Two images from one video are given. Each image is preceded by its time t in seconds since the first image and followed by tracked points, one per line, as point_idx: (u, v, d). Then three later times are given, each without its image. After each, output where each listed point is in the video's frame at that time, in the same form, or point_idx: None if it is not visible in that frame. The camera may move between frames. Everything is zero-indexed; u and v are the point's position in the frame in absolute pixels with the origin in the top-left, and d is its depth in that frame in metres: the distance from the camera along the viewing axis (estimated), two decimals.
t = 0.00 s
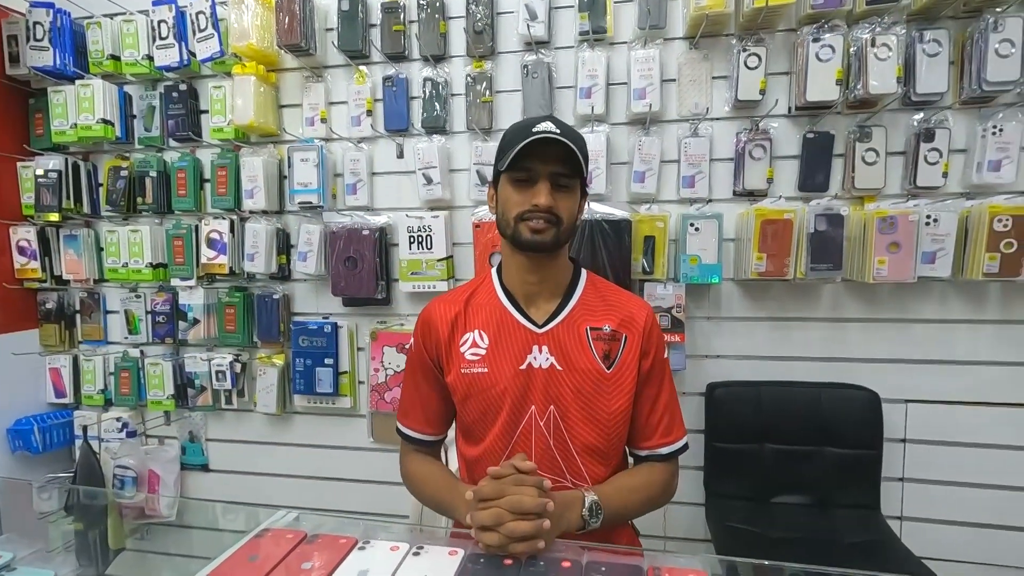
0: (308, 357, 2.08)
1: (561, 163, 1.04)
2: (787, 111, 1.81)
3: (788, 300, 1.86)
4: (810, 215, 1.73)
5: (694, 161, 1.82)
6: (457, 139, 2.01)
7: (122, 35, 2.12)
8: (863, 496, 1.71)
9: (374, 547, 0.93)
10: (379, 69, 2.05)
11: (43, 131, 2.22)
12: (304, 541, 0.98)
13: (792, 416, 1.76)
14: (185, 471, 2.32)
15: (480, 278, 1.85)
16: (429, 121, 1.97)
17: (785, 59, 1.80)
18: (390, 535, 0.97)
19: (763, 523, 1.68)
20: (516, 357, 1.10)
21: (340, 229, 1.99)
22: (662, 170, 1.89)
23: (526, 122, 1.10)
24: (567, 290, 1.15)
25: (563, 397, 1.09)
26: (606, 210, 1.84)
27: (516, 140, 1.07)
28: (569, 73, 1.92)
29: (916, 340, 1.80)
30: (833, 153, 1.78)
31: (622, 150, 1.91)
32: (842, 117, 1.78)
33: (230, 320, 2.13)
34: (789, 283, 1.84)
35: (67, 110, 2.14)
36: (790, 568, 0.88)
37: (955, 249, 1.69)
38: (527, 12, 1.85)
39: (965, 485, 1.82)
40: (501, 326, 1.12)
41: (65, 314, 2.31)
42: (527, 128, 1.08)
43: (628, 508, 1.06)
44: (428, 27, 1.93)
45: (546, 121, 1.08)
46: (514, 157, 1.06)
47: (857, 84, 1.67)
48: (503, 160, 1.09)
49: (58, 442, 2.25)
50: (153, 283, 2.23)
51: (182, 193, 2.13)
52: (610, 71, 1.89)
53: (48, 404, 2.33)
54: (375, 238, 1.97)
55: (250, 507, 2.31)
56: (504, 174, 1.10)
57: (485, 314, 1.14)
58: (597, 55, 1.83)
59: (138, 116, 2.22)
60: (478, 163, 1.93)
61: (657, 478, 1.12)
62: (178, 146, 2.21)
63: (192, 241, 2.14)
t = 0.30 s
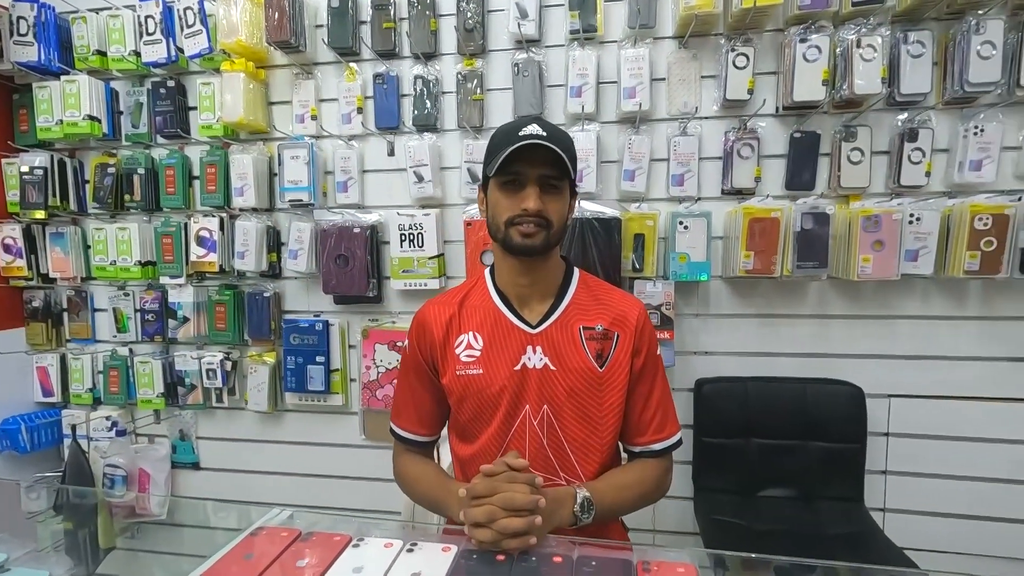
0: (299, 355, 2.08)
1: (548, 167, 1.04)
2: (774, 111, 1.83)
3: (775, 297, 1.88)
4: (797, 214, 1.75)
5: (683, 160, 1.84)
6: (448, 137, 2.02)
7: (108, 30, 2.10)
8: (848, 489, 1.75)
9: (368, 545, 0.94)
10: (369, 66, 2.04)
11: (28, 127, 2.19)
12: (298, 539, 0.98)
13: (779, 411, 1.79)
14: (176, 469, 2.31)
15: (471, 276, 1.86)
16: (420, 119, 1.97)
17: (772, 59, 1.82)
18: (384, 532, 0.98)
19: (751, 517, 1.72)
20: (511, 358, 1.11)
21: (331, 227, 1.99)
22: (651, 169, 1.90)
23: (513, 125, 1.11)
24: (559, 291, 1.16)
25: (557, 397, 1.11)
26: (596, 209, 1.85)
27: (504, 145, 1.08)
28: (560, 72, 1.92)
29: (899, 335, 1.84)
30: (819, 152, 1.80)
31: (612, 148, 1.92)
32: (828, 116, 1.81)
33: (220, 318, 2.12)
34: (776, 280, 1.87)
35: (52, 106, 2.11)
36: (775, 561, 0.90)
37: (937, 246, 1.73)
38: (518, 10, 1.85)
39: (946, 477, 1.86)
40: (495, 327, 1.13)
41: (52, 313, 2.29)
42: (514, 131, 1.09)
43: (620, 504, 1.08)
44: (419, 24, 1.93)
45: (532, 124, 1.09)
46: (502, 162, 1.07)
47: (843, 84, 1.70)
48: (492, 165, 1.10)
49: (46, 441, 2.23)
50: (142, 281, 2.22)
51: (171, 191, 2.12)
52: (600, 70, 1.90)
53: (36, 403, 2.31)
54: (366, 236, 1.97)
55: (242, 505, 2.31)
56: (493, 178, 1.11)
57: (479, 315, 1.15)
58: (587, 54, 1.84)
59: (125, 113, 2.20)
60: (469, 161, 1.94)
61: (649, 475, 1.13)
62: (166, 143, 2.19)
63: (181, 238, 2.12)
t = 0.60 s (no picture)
0: (288, 351, 2.08)
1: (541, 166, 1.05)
2: (759, 109, 1.85)
3: (759, 293, 1.91)
4: (781, 211, 1.78)
5: (670, 158, 1.86)
6: (437, 134, 2.02)
7: (92, 24, 2.08)
8: (829, 481, 1.79)
9: (356, 540, 0.95)
10: (357, 62, 2.04)
11: (11, 123, 2.16)
12: (287, 535, 0.99)
13: (762, 405, 1.83)
14: (165, 466, 2.31)
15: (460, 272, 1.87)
16: (408, 116, 1.97)
17: (757, 58, 1.84)
18: (373, 527, 0.99)
19: (735, 509, 1.75)
20: (502, 353, 1.13)
21: (320, 224, 1.99)
22: (638, 166, 1.92)
23: (508, 124, 1.12)
24: (552, 287, 1.18)
25: (547, 391, 1.12)
26: (584, 206, 1.87)
27: (499, 144, 1.09)
28: (548, 69, 1.93)
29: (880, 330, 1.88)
30: (803, 150, 1.83)
31: (599, 146, 1.93)
32: (812, 115, 1.83)
33: (209, 315, 2.11)
34: (760, 277, 1.90)
35: (35, 101, 2.09)
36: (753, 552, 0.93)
37: (916, 243, 1.76)
38: (506, 8, 1.86)
39: (924, 468, 1.91)
40: (487, 322, 1.15)
41: (37, 310, 2.28)
42: (509, 130, 1.10)
43: (607, 500, 1.10)
44: (407, 21, 1.93)
45: (527, 123, 1.10)
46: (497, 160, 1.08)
47: (826, 83, 1.72)
48: (488, 163, 1.10)
49: (33, 439, 2.22)
50: (129, 278, 2.21)
51: (157, 187, 2.11)
52: (588, 68, 1.91)
53: (22, 401, 2.30)
54: (355, 232, 1.98)
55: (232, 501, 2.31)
56: (488, 176, 1.12)
57: (472, 310, 1.17)
58: (575, 52, 1.85)
59: (110, 108, 2.18)
60: (458, 158, 1.94)
61: (638, 470, 1.15)
62: (152, 138, 2.18)
63: (168, 235, 2.11)
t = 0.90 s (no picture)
0: (278, 347, 2.08)
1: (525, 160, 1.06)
2: (745, 106, 1.87)
3: (746, 287, 1.94)
4: (766, 206, 1.80)
5: (657, 153, 1.87)
6: (426, 129, 2.02)
7: (78, 18, 2.06)
8: (812, 471, 1.82)
9: (345, 528, 0.96)
10: (346, 57, 2.04)
11: None
12: (275, 525, 0.99)
13: (748, 397, 1.85)
14: (155, 462, 2.31)
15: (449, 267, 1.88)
16: (397, 111, 1.98)
17: (744, 55, 1.86)
18: (361, 516, 1.00)
19: (721, 500, 1.78)
20: (491, 343, 1.14)
21: (309, 219, 1.99)
22: (627, 162, 1.94)
23: (493, 118, 1.13)
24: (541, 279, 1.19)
25: (535, 381, 1.14)
26: (573, 202, 1.88)
27: (484, 139, 1.10)
28: (536, 65, 1.94)
29: (863, 324, 1.91)
30: (788, 146, 1.85)
31: (588, 141, 1.95)
32: (797, 111, 1.86)
33: (197, 311, 2.11)
34: (746, 271, 1.92)
35: (21, 95, 2.07)
36: (734, 538, 0.94)
37: (899, 238, 1.79)
38: (494, 4, 1.86)
39: (907, 459, 1.94)
40: (475, 313, 1.16)
41: (23, 306, 2.26)
42: (494, 124, 1.11)
43: (593, 488, 1.11)
44: (396, 15, 1.93)
45: (512, 117, 1.10)
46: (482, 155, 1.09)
47: (811, 80, 1.75)
48: (473, 158, 1.12)
49: (19, 435, 2.21)
50: (116, 273, 2.20)
51: (145, 182, 2.10)
52: (576, 64, 1.92)
53: (7, 398, 2.28)
54: (344, 227, 1.98)
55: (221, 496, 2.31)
56: (474, 171, 1.13)
57: (461, 301, 1.18)
58: (564, 48, 1.86)
59: (96, 102, 2.16)
60: (447, 153, 1.95)
61: (624, 457, 1.17)
62: (139, 133, 2.17)
63: (156, 230, 2.10)
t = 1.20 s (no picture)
0: (275, 343, 2.11)
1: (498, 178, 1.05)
2: (734, 106, 1.92)
3: (734, 283, 1.99)
4: (754, 204, 1.85)
5: (649, 152, 1.91)
6: (422, 128, 2.05)
7: (74, 16, 2.07)
8: (799, 462, 1.88)
9: (350, 514, 0.99)
10: (343, 56, 2.06)
11: None
12: (282, 511, 1.01)
13: (737, 390, 1.91)
14: (152, 458, 2.32)
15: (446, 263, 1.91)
16: (394, 110, 2.00)
17: (733, 56, 1.91)
18: (365, 502, 1.03)
19: (712, 490, 1.83)
20: (490, 333, 1.17)
21: (306, 217, 2.02)
22: (619, 160, 1.98)
23: (469, 131, 1.14)
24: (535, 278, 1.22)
25: (533, 370, 1.17)
26: (567, 199, 1.92)
27: (460, 157, 1.12)
28: (531, 66, 1.98)
29: (848, 319, 1.97)
30: (776, 145, 1.91)
31: (581, 141, 1.99)
32: (784, 112, 1.91)
33: (195, 307, 2.13)
34: (735, 267, 1.97)
35: (16, 92, 2.08)
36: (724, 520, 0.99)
37: (882, 235, 1.85)
38: (490, 5, 1.90)
39: (890, 450, 2.00)
40: (475, 304, 1.19)
41: (18, 303, 2.27)
42: (468, 139, 1.12)
43: (588, 474, 1.15)
44: (393, 15, 1.96)
45: (485, 131, 1.11)
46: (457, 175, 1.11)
47: (798, 82, 1.80)
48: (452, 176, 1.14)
49: (15, 432, 2.22)
50: (112, 270, 2.21)
51: (142, 179, 2.11)
52: (570, 64, 1.96)
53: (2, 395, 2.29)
54: (342, 225, 2.00)
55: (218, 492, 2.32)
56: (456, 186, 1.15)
57: (461, 292, 1.21)
58: (558, 49, 1.89)
59: (92, 100, 2.17)
60: (443, 152, 1.98)
61: (617, 446, 1.21)
62: (135, 131, 2.18)
63: (153, 227, 2.12)
